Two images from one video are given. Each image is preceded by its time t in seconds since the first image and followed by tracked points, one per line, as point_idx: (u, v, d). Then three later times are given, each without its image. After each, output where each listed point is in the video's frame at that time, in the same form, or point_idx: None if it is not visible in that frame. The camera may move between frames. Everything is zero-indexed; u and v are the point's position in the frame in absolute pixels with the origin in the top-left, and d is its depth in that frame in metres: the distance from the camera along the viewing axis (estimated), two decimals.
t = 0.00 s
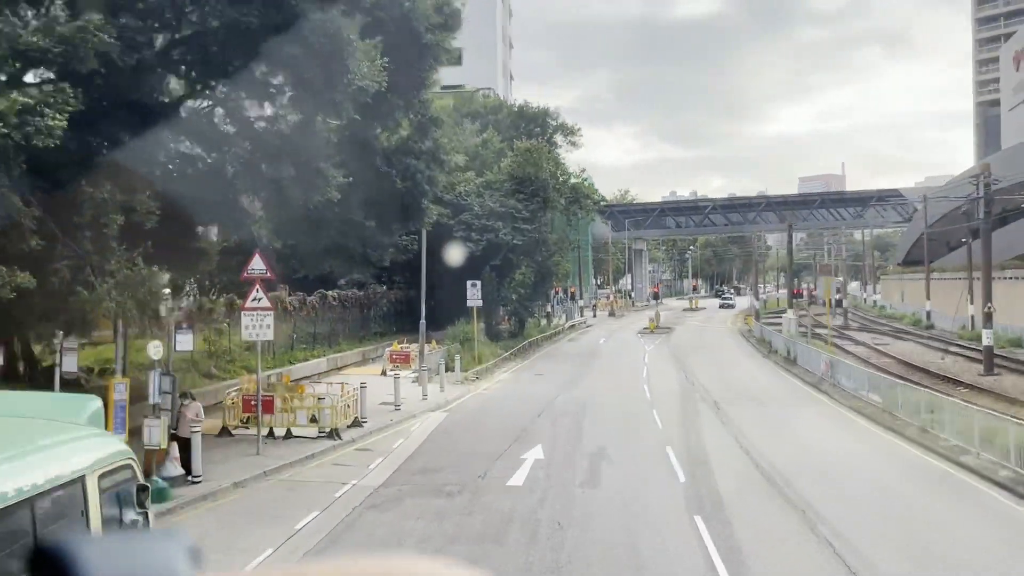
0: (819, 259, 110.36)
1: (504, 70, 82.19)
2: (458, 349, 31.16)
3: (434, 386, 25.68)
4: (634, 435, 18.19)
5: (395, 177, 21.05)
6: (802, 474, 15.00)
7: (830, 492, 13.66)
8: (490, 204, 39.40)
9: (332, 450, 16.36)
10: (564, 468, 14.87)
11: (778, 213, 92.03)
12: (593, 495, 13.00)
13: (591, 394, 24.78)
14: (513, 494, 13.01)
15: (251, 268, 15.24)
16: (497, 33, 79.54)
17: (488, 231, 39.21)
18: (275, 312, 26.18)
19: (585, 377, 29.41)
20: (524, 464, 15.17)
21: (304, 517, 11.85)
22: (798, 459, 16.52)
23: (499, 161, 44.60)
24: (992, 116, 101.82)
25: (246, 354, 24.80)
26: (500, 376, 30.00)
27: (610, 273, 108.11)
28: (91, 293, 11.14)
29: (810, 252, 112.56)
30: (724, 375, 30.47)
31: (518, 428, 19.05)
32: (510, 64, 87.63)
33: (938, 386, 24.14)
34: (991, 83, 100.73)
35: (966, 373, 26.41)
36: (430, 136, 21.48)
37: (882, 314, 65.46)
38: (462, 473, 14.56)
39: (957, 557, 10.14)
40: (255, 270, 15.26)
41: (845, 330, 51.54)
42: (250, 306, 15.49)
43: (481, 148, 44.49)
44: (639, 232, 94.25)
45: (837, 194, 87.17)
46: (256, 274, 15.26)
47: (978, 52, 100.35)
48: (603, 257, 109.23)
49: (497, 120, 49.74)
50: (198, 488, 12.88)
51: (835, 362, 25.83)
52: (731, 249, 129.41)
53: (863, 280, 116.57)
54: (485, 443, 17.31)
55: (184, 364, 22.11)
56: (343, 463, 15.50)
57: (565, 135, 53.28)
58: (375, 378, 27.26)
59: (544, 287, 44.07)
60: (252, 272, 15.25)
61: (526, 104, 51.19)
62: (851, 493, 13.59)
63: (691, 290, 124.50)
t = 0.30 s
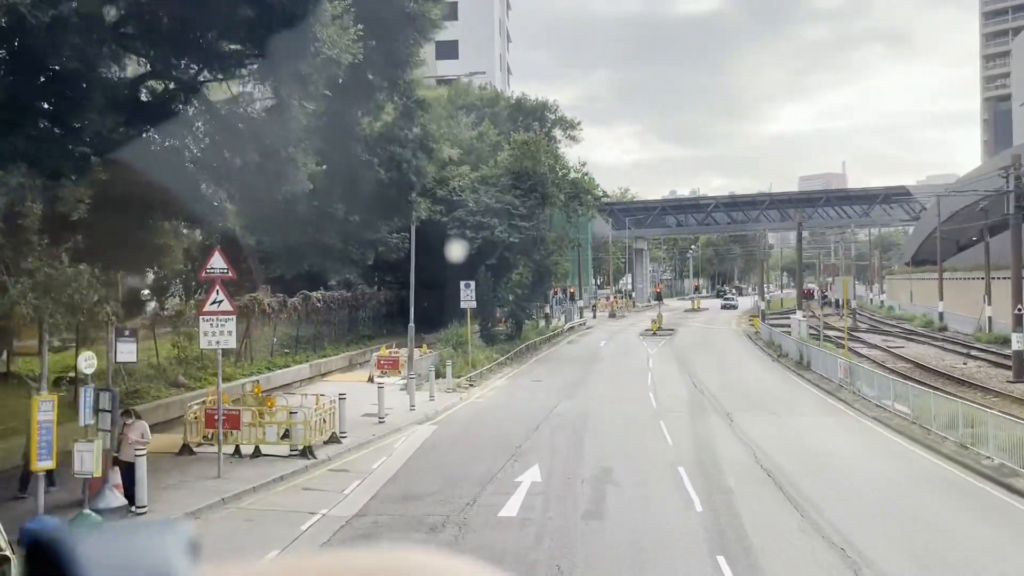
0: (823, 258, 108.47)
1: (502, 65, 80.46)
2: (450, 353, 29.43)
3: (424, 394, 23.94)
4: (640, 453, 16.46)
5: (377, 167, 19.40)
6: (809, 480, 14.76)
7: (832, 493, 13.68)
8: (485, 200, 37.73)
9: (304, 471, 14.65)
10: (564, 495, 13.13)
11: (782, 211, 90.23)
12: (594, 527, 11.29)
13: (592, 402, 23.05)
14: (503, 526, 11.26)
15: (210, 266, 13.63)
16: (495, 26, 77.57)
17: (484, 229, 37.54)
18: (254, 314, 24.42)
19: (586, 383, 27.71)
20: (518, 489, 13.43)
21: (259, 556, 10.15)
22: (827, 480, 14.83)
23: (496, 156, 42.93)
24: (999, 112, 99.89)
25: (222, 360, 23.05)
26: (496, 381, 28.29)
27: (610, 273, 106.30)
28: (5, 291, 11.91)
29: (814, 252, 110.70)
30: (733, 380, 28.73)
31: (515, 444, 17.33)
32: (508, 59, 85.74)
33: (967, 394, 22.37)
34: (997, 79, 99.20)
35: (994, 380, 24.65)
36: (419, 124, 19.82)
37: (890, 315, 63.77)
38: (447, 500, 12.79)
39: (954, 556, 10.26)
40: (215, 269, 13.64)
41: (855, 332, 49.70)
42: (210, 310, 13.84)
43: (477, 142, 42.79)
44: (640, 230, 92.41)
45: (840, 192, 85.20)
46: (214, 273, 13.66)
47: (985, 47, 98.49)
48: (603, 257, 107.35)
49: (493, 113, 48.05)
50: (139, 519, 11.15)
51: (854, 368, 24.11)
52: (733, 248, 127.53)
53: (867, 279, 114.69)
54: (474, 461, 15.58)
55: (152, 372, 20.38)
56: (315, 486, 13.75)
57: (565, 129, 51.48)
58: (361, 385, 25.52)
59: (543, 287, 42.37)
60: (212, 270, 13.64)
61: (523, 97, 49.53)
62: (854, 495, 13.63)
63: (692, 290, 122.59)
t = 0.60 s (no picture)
0: (825, 259, 106.91)
1: (500, 61, 78.89)
2: (443, 358, 27.85)
3: (414, 402, 22.36)
4: (647, 471, 14.90)
5: (359, 157, 17.92)
6: (827, 493, 13.97)
7: (848, 504, 13.23)
8: (481, 197, 36.19)
9: (273, 494, 13.04)
10: (565, 524, 11.55)
11: (784, 211, 88.68)
12: (602, 567, 9.68)
13: (593, 411, 21.50)
14: (496, 566, 9.65)
15: (165, 264, 12.00)
16: (493, 22, 76.18)
17: (479, 227, 35.99)
18: (230, 316, 22.78)
19: (586, 389, 26.15)
20: (513, 518, 11.78)
21: None
22: (859, 503, 13.34)
23: (492, 151, 41.41)
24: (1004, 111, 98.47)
25: (196, 367, 21.42)
26: (491, 388, 26.73)
27: (610, 273, 104.80)
28: None
29: (817, 251, 109.25)
30: (743, 386, 27.12)
31: (509, 460, 15.73)
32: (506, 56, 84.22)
33: (998, 402, 20.72)
34: (1002, 76, 97.99)
35: None
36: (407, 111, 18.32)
37: (898, 317, 62.23)
38: (431, 532, 11.18)
39: (956, 556, 10.39)
40: (170, 267, 12.03)
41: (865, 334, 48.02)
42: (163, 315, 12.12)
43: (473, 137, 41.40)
44: (639, 230, 90.89)
45: (842, 192, 83.46)
46: (166, 273, 11.96)
47: (990, 44, 97.33)
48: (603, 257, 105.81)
49: (490, 108, 46.54)
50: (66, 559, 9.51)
51: (874, 374, 22.54)
52: (734, 249, 126.03)
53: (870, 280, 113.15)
54: (465, 483, 13.94)
55: (117, 380, 18.74)
56: (282, 515, 12.10)
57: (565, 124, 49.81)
58: (347, 392, 23.91)
59: (541, 288, 40.80)
60: (166, 269, 12.00)
61: (521, 92, 47.95)
62: (872, 506, 13.14)
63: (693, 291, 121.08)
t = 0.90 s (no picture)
0: (829, 258, 105.50)
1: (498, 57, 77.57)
2: (437, 361, 26.40)
3: (404, 410, 20.91)
4: (654, 483, 14.04)
5: (342, 144, 16.50)
6: (830, 493, 14.06)
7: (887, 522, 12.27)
8: (478, 193, 34.75)
9: (239, 519, 11.58)
10: (569, 556, 10.09)
11: (788, 209, 87.27)
12: None
13: (596, 419, 20.06)
14: None
15: (113, 260, 10.55)
16: (492, 16, 74.70)
17: (477, 224, 34.55)
18: (209, 318, 21.27)
19: (589, 395, 24.72)
20: (510, 549, 10.30)
21: None
22: (898, 525, 12.00)
23: (490, 146, 39.98)
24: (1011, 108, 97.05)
25: (172, 371, 19.99)
26: (488, 393, 25.30)
27: (610, 273, 103.34)
28: None
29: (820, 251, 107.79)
30: (753, 391, 25.68)
31: (504, 477, 14.27)
32: (505, 52, 82.75)
33: None
34: (1007, 74, 96.77)
35: None
36: (394, 94, 16.89)
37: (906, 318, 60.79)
38: (415, 566, 9.71)
39: (959, 556, 10.52)
40: (119, 264, 10.59)
41: (875, 335, 46.55)
42: (118, 317, 10.65)
43: (470, 131, 39.97)
44: (641, 229, 89.46)
45: (847, 190, 80.81)
46: (115, 270, 10.52)
47: (996, 40, 95.93)
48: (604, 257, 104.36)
49: (488, 103, 45.11)
50: None
51: (897, 380, 21.09)
52: (736, 248, 124.61)
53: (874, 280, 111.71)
54: (456, 505, 12.49)
55: (83, 387, 17.30)
56: (246, 545, 10.63)
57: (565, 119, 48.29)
58: (334, 399, 22.44)
59: (541, 288, 39.33)
60: (115, 265, 10.55)
61: (521, 86, 46.51)
62: (912, 524, 12.18)
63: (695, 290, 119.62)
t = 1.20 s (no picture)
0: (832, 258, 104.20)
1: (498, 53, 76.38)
2: (432, 364, 25.12)
3: (395, 418, 19.64)
4: (657, 483, 14.00)
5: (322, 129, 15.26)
6: (833, 491, 14.02)
7: (925, 541, 11.14)
8: (476, 188, 33.46)
9: (204, 547, 10.28)
10: None
11: (792, 208, 86.01)
12: None
13: (601, 428, 18.78)
14: None
15: (55, 254, 9.28)
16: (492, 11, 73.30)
17: (474, 221, 33.27)
18: (189, 319, 19.97)
19: (592, 400, 23.45)
20: None
21: None
22: (944, 548, 10.75)
23: (488, 141, 38.73)
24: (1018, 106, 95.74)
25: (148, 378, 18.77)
26: (485, 398, 24.02)
27: (611, 272, 102.09)
28: None
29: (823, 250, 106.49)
30: (764, 396, 24.42)
31: (501, 496, 12.99)
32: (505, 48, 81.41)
33: None
34: (1013, 71, 95.47)
35: None
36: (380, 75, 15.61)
37: (914, 319, 59.59)
38: None
39: (962, 554, 10.63)
40: (61, 259, 9.31)
41: (885, 336, 45.25)
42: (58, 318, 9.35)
43: (468, 125, 38.71)
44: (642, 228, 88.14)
45: (851, 189, 79.64)
46: (56, 267, 9.23)
47: (1002, 37, 94.61)
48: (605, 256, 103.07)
49: (487, 96, 43.83)
50: None
51: (921, 386, 19.80)
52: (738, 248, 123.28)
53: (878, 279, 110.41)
54: (448, 529, 11.21)
55: (46, 395, 16.03)
56: None
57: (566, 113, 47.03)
58: (322, 405, 21.18)
59: (541, 288, 38.02)
60: (57, 261, 9.27)
61: (521, 80, 45.22)
62: (954, 544, 11.07)
63: (697, 290, 118.29)
